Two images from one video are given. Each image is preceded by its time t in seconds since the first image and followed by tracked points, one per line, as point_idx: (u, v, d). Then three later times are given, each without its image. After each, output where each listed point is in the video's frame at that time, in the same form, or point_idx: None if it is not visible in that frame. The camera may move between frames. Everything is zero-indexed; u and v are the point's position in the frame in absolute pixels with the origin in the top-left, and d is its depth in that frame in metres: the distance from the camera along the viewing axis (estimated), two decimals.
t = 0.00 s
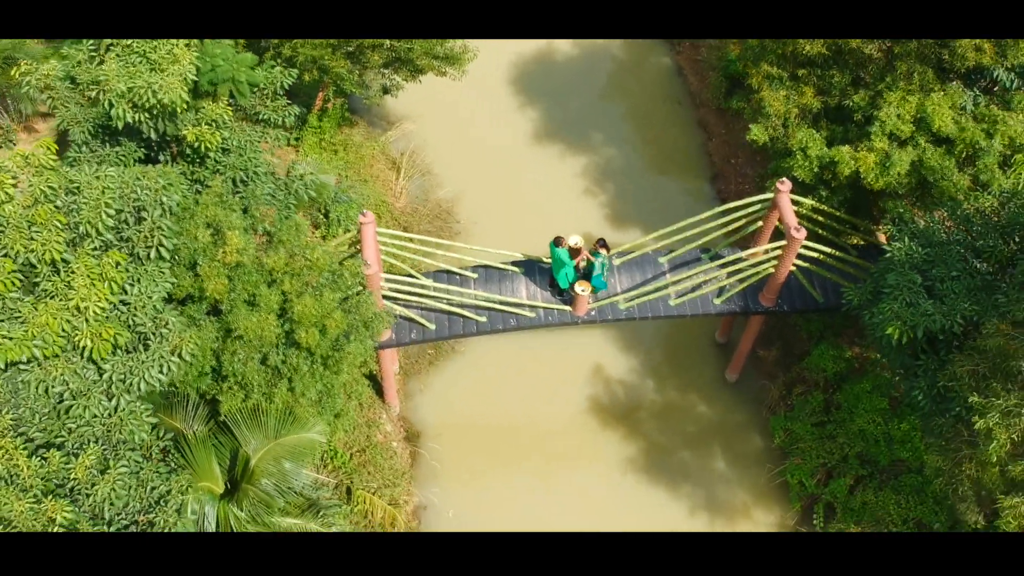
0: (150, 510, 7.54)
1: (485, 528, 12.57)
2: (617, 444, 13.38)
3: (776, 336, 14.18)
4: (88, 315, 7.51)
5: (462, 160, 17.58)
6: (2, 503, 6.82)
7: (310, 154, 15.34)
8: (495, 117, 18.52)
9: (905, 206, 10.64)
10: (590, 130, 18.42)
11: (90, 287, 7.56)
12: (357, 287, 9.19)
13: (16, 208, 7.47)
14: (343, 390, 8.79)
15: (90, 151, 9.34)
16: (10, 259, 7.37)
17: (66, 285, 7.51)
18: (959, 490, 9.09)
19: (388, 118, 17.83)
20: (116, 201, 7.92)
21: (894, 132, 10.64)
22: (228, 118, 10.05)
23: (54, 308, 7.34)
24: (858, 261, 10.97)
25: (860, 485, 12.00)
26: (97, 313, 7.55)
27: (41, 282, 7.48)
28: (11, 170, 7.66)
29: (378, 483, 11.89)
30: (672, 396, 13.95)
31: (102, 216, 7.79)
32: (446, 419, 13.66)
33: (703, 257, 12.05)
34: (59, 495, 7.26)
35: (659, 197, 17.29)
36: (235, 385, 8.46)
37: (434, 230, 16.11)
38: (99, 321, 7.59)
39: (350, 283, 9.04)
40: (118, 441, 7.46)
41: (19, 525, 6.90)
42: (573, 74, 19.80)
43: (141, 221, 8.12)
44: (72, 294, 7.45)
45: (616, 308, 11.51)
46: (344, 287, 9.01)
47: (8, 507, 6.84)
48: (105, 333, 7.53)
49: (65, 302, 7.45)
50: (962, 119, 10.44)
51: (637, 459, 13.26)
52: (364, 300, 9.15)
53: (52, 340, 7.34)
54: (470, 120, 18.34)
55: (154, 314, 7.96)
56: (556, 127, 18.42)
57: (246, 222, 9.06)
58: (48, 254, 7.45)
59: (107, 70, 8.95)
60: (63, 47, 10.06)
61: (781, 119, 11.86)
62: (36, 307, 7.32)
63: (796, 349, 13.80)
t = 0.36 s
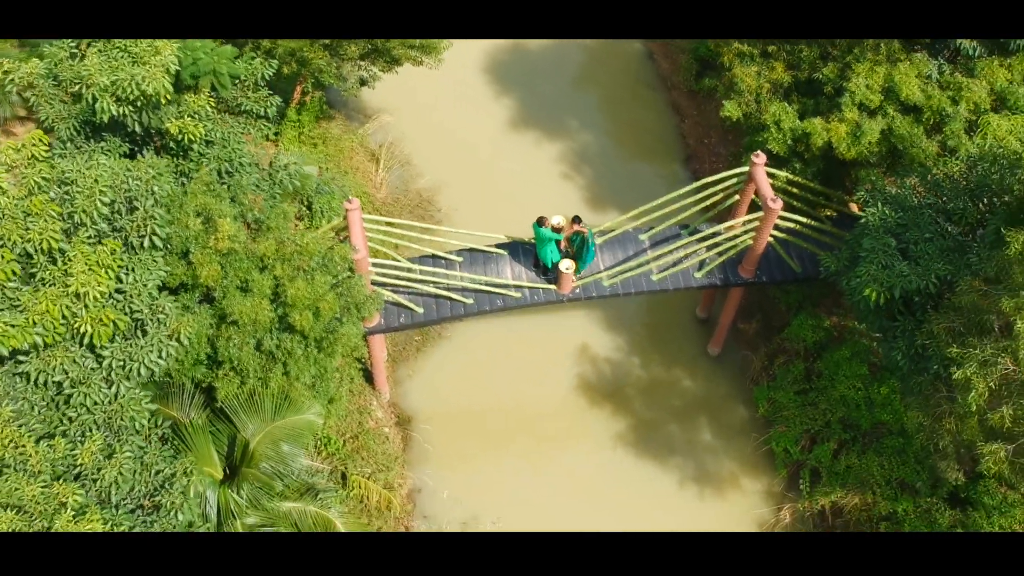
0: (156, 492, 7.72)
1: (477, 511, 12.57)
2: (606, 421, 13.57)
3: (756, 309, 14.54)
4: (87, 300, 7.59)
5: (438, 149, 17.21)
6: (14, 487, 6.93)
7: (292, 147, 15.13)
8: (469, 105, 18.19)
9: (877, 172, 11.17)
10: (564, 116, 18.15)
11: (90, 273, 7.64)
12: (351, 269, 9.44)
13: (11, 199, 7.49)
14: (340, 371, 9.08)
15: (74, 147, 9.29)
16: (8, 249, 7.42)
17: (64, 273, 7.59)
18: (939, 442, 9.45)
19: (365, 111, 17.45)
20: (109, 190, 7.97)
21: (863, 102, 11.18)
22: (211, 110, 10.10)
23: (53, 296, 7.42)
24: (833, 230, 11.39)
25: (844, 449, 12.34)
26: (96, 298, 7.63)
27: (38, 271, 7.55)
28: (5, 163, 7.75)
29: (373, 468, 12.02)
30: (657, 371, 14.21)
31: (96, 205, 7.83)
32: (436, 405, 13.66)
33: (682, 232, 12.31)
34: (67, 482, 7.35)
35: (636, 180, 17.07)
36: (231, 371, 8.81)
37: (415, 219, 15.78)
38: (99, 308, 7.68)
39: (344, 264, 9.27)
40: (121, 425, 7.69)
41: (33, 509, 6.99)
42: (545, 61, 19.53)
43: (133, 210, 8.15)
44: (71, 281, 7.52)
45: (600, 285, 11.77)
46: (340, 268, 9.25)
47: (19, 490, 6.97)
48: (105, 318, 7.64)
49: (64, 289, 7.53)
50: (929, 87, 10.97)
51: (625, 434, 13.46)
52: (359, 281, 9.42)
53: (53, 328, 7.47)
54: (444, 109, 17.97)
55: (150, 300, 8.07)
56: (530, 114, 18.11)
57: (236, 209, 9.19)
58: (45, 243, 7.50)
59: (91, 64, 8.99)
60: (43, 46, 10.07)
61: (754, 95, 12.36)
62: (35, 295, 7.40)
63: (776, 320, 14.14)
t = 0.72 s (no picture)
0: (164, 473, 7.69)
1: (473, 493, 12.71)
2: (599, 401, 13.78)
3: (741, 287, 14.78)
4: (92, 283, 7.65)
5: (422, 139, 17.10)
6: (30, 468, 6.95)
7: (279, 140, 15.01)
8: (451, 95, 18.08)
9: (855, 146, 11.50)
10: (546, 103, 18.10)
11: (94, 256, 7.70)
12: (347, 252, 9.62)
13: (14, 187, 7.58)
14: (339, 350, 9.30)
15: (66, 139, 9.33)
16: (11, 235, 7.45)
17: (67, 258, 7.64)
18: (925, 404, 9.65)
19: (349, 104, 17.38)
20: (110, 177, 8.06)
21: (840, 78, 11.51)
22: (202, 100, 10.20)
23: (58, 279, 7.47)
24: (815, 203, 11.74)
25: (832, 420, 12.58)
26: (100, 281, 7.69)
27: (42, 258, 7.60)
28: (6, 152, 7.76)
29: (370, 453, 12.12)
30: (646, 350, 14.43)
31: (97, 191, 7.92)
32: (430, 390, 13.79)
33: (668, 212, 12.52)
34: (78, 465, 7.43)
35: (620, 165, 17.07)
36: (231, 355, 9.04)
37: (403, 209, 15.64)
38: (102, 292, 7.75)
39: (340, 246, 9.44)
40: (126, 408, 7.82)
41: (48, 490, 7.05)
42: (525, 49, 19.47)
43: (131, 198, 8.32)
44: (75, 265, 7.57)
45: (590, 265, 11.96)
46: (336, 251, 9.44)
47: (36, 471, 6.98)
48: (109, 302, 7.72)
49: (68, 274, 7.57)
50: (903, 62, 11.31)
51: (616, 413, 13.66)
52: (355, 264, 9.61)
53: (57, 312, 7.52)
54: (426, 100, 17.88)
55: (151, 285, 8.21)
56: (512, 102, 18.04)
57: (231, 194, 9.28)
58: (48, 228, 7.54)
59: (83, 55, 9.07)
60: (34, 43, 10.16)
61: (733, 75, 12.67)
62: (39, 280, 7.43)
63: (761, 297, 14.39)
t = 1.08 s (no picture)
0: (174, 452, 8.04)
1: (473, 475, 12.90)
2: (594, 382, 14.00)
3: (731, 268, 15.00)
4: (100, 267, 7.81)
5: (413, 130, 17.22)
6: (48, 446, 7.31)
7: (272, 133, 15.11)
8: (441, 85, 18.18)
9: (840, 125, 11.75)
10: (535, 92, 18.20)
11: (101, 240, 7.84)
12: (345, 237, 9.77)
13: (23, 173, 7.76)
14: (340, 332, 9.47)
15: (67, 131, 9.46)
16: (21, 220, 7.60)
17: (75, 243, 7.78)
18: (913, 373, 9.94)
19: (340, 96, 17.48)
20: (114, 165, 8.29)
21: (824, 59, 11.75)
22: (199, 91, 10.34)
23: (66, 264, 7.62)
24: (802, 182, 12.01)
25: (823, 395, 12.84)
26: (108, 265, 7.84)
27: (49, 243, 7.74)
28: (12, 140, 7.90)
29: (370, 438, 12.29)
30: (639, 332, 14.65)
31: (103, 178, 8.13)
32: (428, 375, 13.96)
33: (658, 194, 12.74)
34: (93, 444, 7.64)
35: (608, 151, 17.24)
36: (234, 339, 9.20)
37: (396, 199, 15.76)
38: (110, 276, 7.91)
39: (338, 231, 9.60)
40: (134, 391, 8.08)
41: (65, 468, 7.32)
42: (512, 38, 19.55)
43: (135, 184, 8.48)
44: (83, 249, 7.72)
45: (583, 248, 12.17)
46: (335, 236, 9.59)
47: (54, 450, 7.31)
48: (118, 285, 7.89)
49: (77, 258, 7.72)
50: (885, 42, 11.57)
51: (611, 393, 13.89)
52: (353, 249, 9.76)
53: (66, 296, 7.67)
54: (416, 91, 17.98)
55: (157, 270, 8.43)
56: (501, 91, 18.15)
57: (230, 181, 9.43)
58: (55, 213, 7.67)
59: (83, 47, 9.22)
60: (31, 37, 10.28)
61: (720, 58, 12.89)
62: (48, 264, 7.59)
63: (751, 277, 14.62)
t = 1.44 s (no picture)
0: (188, 429, 8.38)
1: (476, 457, 13.11)
2: (593, 366, 14.23)
3: (727, 252, 15.23)
4: (116, 249, 8.05)
5: (411, 121, 17.40)
6: (69, 421, 7.71)
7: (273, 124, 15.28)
8: (437, 76, 18.35)
9: (832, 109, 11.99)
10: (530, 82, 18.38)
11: (116, 223, 8.08)
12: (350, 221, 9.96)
13: (37, 157, 7.90)
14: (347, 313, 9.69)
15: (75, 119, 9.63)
16: (37, 203, 7.81)
17: (89, 226, 8.01)
18: (906, 347, 10.19)
19: (339, 88, 17.65)
20: (126, 150, 8.47)
21: (816, 43, 11.99)
22: (204, 80, 10.51)
23: (82, 246, 7.84)
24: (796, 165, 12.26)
25: (818, 373, 13.08)
26: (123, 247, 8.09)
27: (64, 227, 7.96)
28: (26, 125, 8.05)
29: (374, 422, 12.50)
30: (637, 316, 14.88)
31: (115, 162, 8.31)
32: (430, 361, 14.15)
33: (654, 179, 12.97)
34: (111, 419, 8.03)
35: (604, 140, 17.44)
36: (244, 322, 9.47)
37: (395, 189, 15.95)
38: (125, 258, 8.17)
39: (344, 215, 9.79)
40: (148, 371, 8.42)
41: (85, 443, 7.76)
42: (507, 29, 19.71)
43: (146, 168, 8.69)
44: (98, 232, 7.95)
45: (582, 232, 12.40)
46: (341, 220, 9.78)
47: (73, 425, 7.74)
48: (131, 267, 8.16)
49: (92, 241, 7.95)
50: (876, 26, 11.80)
51: (611, 376, 14.12)
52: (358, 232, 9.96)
53: (82, 278, 7.91)
54: (413, 82, 18.15)
55: (169, 253, 8.65)
56: (497, 81, 18.32)
57: (236, 167, 9.61)
58: (70, 196, 7.87)
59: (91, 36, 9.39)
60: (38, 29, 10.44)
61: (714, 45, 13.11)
62: (64, 248, 7.83)
63: (746, 261, 14.86)
